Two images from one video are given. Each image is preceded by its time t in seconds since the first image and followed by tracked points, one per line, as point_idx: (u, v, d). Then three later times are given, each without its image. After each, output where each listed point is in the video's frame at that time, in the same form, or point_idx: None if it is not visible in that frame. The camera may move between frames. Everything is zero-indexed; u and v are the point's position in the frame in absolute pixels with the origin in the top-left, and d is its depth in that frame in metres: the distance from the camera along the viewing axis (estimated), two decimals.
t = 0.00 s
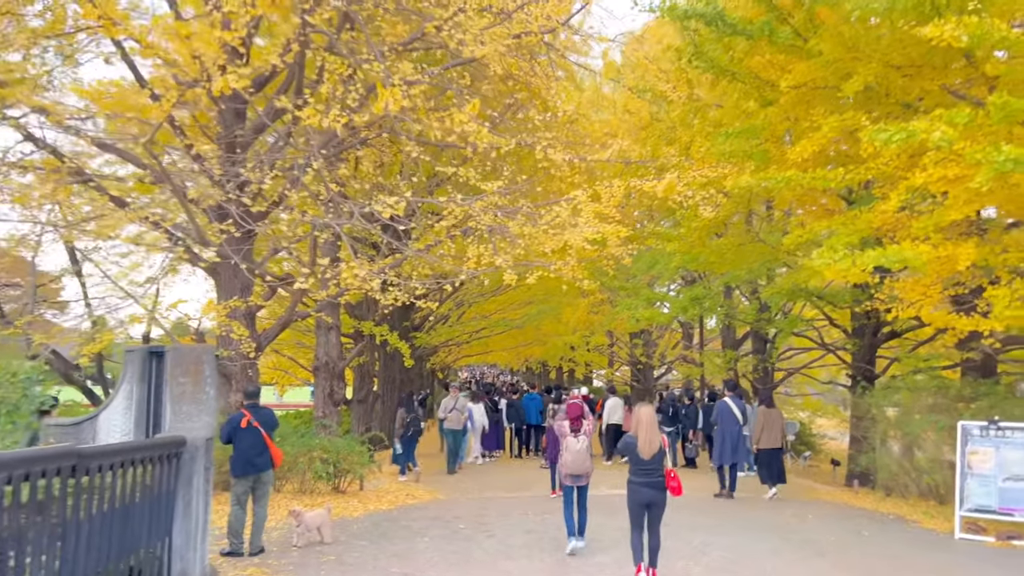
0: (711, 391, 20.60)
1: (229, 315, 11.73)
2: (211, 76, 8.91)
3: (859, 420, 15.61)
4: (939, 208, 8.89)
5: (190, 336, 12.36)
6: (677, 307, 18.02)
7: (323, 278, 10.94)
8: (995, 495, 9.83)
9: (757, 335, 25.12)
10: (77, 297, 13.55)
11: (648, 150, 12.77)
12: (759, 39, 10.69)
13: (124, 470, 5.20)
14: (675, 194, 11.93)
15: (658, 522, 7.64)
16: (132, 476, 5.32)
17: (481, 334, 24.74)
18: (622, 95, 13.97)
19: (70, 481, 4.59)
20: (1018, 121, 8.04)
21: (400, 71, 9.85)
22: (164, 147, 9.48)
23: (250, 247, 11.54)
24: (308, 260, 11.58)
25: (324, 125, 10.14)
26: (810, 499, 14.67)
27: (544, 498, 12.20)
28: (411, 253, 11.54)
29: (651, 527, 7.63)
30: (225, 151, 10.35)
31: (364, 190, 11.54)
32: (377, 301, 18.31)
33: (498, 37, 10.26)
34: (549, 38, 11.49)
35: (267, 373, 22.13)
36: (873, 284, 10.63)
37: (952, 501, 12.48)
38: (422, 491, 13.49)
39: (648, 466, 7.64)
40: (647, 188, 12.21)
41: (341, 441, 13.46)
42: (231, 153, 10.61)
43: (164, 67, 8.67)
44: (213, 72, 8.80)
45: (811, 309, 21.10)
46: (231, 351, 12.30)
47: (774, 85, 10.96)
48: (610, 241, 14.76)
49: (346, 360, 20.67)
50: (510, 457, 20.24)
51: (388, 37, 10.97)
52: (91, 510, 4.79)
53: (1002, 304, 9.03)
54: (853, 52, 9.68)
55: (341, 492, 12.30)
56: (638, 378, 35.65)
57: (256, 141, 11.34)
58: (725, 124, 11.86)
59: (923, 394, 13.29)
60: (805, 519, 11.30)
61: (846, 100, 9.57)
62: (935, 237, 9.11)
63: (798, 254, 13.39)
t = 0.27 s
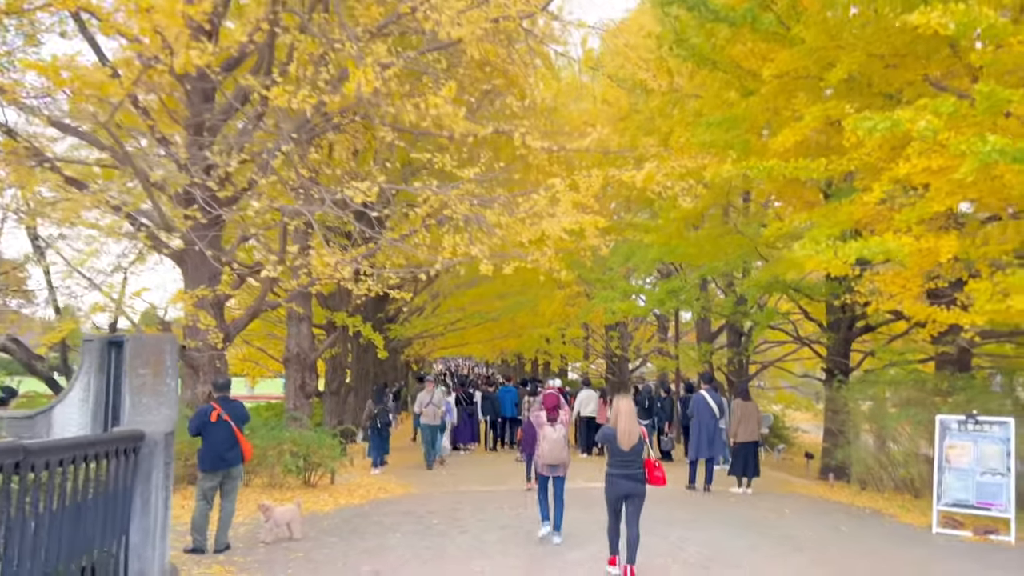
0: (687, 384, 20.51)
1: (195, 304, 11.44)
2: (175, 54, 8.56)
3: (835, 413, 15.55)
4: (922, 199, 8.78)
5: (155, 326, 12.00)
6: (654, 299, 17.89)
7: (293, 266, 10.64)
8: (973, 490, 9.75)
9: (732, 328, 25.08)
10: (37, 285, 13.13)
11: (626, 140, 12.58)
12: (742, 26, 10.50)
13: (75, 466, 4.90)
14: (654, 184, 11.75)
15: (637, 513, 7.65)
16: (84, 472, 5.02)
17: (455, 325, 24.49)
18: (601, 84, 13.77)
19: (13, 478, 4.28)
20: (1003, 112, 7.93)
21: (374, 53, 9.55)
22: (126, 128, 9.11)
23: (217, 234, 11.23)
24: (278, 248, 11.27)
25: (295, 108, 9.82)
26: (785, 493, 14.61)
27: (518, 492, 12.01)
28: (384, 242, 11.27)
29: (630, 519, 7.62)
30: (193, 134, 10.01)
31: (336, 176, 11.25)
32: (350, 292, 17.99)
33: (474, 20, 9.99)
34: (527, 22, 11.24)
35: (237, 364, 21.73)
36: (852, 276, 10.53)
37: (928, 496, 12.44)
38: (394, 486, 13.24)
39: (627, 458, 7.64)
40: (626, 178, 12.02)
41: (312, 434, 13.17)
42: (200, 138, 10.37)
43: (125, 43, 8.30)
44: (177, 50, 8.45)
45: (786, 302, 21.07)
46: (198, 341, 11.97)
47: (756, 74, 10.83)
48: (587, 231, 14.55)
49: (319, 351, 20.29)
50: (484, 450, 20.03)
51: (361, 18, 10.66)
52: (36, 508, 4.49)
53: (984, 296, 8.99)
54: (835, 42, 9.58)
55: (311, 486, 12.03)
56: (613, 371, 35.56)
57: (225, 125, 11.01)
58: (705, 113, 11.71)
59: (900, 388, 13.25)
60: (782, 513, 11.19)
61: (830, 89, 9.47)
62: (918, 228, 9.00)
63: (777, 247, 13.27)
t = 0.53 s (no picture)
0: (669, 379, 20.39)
1: (169, 295, 11.15)
2: (146, 31, 8.26)
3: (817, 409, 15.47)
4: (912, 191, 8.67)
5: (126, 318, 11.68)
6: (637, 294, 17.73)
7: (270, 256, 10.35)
8: (959, 486, 9.66)
9: (713, 323, 24.99)
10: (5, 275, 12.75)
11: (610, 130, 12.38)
12: (730, 15, 10.21)
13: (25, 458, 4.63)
14: (639, 176, 11.58)
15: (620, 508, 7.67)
16: (36, 466, 4.75)
17: (436, 320, 24.25)
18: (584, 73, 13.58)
19: None
20: (996, 103, 7.79)
21: (354, 35, 9.30)
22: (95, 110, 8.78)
23: (192, 224, 10.94)
24: (254, 238, 10.98)
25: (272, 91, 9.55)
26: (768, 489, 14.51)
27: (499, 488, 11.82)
28: (363, 231, 11.01)
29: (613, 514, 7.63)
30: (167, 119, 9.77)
31: (314, 164, 10.98)
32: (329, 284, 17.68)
33: (457, 3, 9.75)
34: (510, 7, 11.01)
35: (212, 358, 21.35)
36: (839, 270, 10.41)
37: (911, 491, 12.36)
38: (373, 481, 13.00)
39: (609, 453, 7.67)
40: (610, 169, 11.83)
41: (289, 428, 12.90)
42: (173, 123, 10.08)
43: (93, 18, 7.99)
44: (148, 27, 8.15)
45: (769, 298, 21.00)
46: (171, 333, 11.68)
47: (742, 64, 10.69)
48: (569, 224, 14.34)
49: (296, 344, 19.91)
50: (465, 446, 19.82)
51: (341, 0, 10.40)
52: None
53: (973, 291, 8.78)
54: (824, 32, 9.44)
55: (288, 482, 11.77)
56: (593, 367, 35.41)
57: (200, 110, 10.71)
58: (691, 104, 11.54)
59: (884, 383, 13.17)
60: (766, 509, 11.07)
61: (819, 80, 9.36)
62: (907, 221, 8.88)
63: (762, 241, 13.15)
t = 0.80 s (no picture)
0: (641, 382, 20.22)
1: (126, 294, 10.72)
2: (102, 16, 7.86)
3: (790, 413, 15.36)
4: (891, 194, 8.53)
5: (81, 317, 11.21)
6: (609, 296, 17.54)
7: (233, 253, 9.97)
8: (936, 493, 9.53)
9: (685, 326, 24.88)
10: None
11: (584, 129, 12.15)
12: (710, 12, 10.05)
13: None
14: (614, 176, 11.36)
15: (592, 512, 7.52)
16: None
17: (405, 321, 23.89)
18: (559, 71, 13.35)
19: None
20: (978, 105, 7.65)
21: (322, 24, 8.96)
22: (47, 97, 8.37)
23: (151, 220, 10.54)
24: (217, 236, 10.59)
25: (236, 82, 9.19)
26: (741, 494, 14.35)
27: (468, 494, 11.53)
28: (331, 229, 10.66)
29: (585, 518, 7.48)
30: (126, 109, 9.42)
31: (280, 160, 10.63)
32: (295, 284, 17.28)
33: None
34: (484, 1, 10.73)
35: (175, 359, 20.79)
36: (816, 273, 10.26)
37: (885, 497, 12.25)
38: (339, 487, 12.65)
39: (581, 457, 7.51)
40: (585, 169, 11.61)
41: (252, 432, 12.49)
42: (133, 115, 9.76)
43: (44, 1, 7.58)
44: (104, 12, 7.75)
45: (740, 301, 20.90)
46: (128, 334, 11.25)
47: (721, 64, 10.54)
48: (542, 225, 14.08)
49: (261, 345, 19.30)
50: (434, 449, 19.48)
51: None
52: None
53: (951, 296, 8.60)
54: (804, 32, 9.36)
55: (250, 488, 11.38)
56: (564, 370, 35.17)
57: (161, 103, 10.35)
58: (667, 103, 11.34)
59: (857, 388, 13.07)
60: (740, 516, 10.88)
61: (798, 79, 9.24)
62: (886, 224, 8.73)
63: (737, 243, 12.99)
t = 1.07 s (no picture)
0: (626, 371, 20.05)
1: (100, 276, 10.39)
2: None
3: (776, 403, 15.22)
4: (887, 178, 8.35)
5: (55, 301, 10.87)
6: (596, 284, 17.32)
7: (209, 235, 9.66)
8: (926, 484, 9.39)
9: (670, 315, 24.75)
10: None
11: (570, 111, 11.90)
12: None
13: None
14: (603, 160, 11.12)
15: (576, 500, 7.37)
16: None
17: (388, 309, 23.59)
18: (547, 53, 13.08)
19: None
20: (979, 88, 7.48)
21: None
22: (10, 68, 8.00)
23: (127, 201, 10.23)
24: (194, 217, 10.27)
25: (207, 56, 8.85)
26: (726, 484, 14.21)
27: (452, 484, 11.29)
28: (311, 212, 10.37)
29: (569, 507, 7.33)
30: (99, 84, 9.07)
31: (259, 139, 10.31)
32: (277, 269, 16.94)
33: None
34: None
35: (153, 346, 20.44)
36: (807, 259, 10.08)
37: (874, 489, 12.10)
38: (319, 475, 12.39)
39: (566, 445, 7.32)
40: (573, 153, 11.36)
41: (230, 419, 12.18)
42: (105, 90, 9.45)
43: None
44: None
45: (727, 290, 20.74)
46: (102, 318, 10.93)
47: (714, 43, 10.32)
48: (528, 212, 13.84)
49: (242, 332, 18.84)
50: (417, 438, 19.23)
51: None
52: None
53: (946, 283, 8.43)
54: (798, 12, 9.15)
55: (228, 477, 11.11)
56: (548, 359, 34.99)
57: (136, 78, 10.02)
58: (657, 85, 11.12)
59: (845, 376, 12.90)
60: (728, 506, 10.72)
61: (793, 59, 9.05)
62: (881, 210, 8.57)
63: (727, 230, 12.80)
